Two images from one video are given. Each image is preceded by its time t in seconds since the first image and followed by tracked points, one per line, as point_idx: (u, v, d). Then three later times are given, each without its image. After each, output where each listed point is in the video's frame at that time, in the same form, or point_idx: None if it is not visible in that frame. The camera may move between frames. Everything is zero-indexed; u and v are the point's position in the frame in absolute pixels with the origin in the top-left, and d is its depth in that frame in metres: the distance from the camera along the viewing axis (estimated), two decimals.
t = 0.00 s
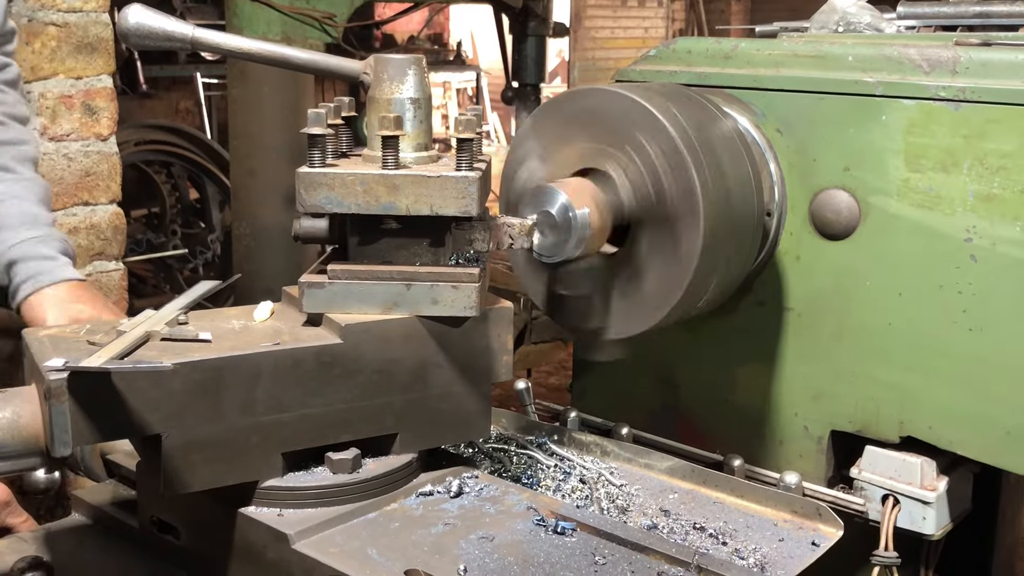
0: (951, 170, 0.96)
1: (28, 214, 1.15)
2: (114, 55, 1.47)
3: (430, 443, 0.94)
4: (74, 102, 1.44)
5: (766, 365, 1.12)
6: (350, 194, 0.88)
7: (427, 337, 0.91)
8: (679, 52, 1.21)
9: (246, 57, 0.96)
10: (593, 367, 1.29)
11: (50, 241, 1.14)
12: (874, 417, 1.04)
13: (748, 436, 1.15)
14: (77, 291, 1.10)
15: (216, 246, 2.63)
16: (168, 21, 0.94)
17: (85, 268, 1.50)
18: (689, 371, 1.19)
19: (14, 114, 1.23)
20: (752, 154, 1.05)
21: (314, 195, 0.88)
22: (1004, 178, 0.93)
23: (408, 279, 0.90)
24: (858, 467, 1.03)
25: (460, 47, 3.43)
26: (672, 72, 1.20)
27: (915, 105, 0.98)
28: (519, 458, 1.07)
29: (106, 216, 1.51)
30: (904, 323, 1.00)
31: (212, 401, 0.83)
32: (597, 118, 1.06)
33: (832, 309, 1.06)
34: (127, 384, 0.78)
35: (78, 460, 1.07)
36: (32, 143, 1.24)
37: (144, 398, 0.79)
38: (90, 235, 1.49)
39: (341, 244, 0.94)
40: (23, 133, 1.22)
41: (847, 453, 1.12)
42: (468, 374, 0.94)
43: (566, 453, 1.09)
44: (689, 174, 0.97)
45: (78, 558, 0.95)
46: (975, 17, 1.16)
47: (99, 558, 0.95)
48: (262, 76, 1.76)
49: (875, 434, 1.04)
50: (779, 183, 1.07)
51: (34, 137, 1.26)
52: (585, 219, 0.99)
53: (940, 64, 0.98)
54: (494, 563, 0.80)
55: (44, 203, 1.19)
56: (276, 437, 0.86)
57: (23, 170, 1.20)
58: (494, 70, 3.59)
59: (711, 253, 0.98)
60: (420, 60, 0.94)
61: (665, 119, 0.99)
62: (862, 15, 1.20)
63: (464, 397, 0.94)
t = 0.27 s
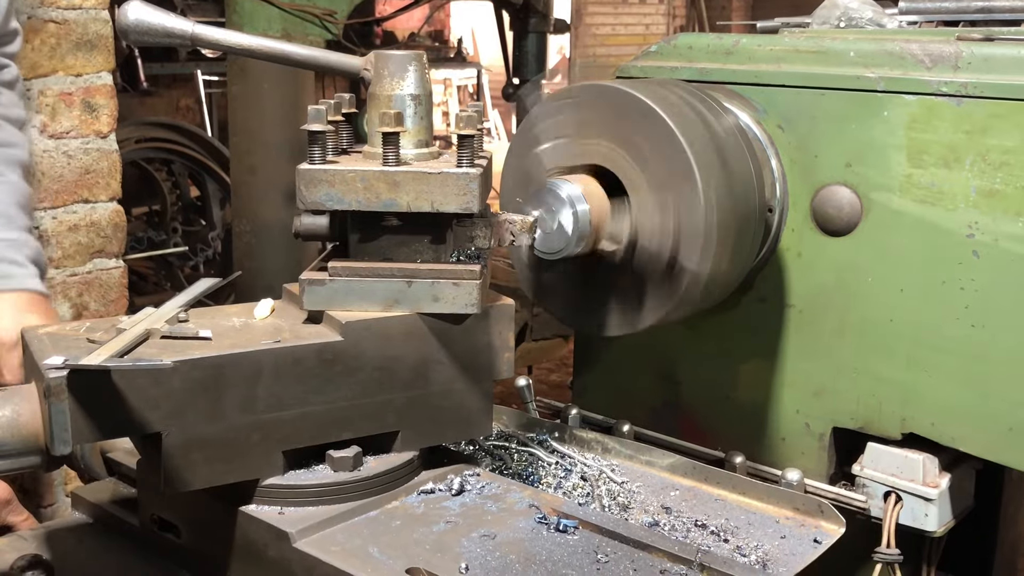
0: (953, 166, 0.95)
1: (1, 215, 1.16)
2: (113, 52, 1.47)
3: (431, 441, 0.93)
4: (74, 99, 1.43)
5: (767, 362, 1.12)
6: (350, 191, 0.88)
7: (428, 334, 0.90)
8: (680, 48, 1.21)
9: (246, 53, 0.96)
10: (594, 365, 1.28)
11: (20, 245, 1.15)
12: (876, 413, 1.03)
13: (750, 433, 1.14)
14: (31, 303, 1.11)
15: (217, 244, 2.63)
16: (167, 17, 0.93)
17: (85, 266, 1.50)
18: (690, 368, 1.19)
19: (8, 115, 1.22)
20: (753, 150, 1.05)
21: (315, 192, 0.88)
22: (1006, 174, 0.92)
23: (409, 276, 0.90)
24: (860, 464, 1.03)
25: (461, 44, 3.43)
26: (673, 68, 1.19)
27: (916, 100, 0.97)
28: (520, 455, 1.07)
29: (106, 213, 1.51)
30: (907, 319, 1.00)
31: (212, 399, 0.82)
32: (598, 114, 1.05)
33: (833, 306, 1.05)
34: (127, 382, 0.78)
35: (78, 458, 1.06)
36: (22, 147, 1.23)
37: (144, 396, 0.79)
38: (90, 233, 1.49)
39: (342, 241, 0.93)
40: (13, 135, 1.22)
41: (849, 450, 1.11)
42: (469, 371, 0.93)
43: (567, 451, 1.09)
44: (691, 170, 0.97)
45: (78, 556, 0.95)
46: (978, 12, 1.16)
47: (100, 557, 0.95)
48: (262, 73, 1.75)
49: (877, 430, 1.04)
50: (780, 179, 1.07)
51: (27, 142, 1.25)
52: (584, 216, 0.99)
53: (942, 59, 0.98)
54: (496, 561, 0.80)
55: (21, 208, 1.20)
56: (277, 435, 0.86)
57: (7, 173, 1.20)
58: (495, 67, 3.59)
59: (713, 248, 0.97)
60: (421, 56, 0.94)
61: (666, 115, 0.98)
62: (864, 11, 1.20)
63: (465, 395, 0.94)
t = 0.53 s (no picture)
0: (957, 163, 0.95)
1: None
2: (113, 51, 1.46)
3: (433, 441, 0.93)
4: (74, 98, 1.43)
5: (770, 361, 1.11)
6: (352, 191, 0.87)
7: (430, 334, 0.90)
8: (682, 45, 1.20)
9: (246, 52, 0.96)
10: (596, 364, 1.28)
11: None
12: (879, 413, 1.03)
13: (753, 433, 1.14)
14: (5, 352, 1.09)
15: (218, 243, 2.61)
16: (167, 16, 0.93)
17: (86, 266, 1.50)
18: (692, 367, 1.18)
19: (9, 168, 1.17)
20: (755, 148, 1.04)
21: (315, 192, 0.87)
22: (1011, 171, 0.92)
23: (410, 276, 0.89)
24: (863, 464, 1.03)
25: (463, 43, 3.42)
26: (675, 65, 1.19)
27: (920, 98, 0.97)
28: (522, 455, 1.06)
29: (107, 213, 1.50)
30: (910, 317, 0.99)
31: (213, 400, 0.82)
32: (598, 112, 1.05)
33: (836, 304, 1.05)
34: (127, 383, 0.78)
35: (78, 459, 1.02)
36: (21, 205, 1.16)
37: (144, 398, 0.79)
38: (91, 232, 1.49)
39: (344, 240, 0.93)
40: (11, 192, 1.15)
41: (852, 449, 1.11)
42: (472, 372, 0.93)
43: (570, 450, 1.08)
44: (692, 170, 0.96)
45: (79, 558, 0.94)
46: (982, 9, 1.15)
47: (101, 559, 0.94)
48: (263, 71, 1.75)
49: (880, 430, 1.03)
50: (783, 177, 1.06)
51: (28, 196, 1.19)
52: (585, 215, 1.00)
53: (946, 57, 0.97)
54: (498, 564, 0.79)
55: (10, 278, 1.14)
56: (278, 437, 0.86)
57: None
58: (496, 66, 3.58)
59: (714, 246, 0.97)
60: (422, 55, 0.93)
61: (667, 112, 0.98)
62: (868, 8, 1.19)
63: (468, 395, 0.94)
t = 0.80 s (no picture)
0: (958, 162, 0.94)
1: None
2: (111, 52, 1.46)
3: (431, 444, 0.92)
4: (72, 99, 1.43)
5: (770, 360, 1.10)
6: (349, 191, 0.87)
7: (428, 336, 0.89)
8: (681, 44, 1.19)
9: (242, 52, 0.95)
10: (595, 364, 1.27)
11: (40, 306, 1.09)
12: (880, 413, 1.02)
13: (753, 433, 1.13)
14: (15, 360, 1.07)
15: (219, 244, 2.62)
16: (163, 16, 0.92)
17: (84, 267, 1.49)
18: (692, 367, 1.17)
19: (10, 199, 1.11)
20: (755, 147, 1.03)
21: (312, 193, 0.87)
22: (1012, 170, 0.91)
23: (408, 277, 0.89)
24: (864, 464, 1.02)
25: (463, 42, 3.41)
26: (674, 64, 1.18)
27: (920, 96, 0.96)
28: (521, 457, 1.06)
29: (105, 214, 1.50)
30: (911, 317, 0.98)
31: (209, 403, 0.81)
32: (597, 111, 1.04)
33: (836, 303, 1.04)
34: (123, 386, 0.77)
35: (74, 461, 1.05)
36: (50, 233, 1.13)
37: (140, 400, 0.78)
38: (89, 234, 1.48)
39: (341, 241, 0.92)
40: (40, 222, 1.12)
41: (853, 450, 1.10)
42: (470, 374, 0.92)
43: (569, 452, 1.08)
44: (691, 169, 0.95)
45: (76, 562, 0.94)
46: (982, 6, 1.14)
47: (99, 561, 0.94)
48: (262, 71, 1.74)
49: (881, 430, 1.02)
50: (782, 176, 1.06)
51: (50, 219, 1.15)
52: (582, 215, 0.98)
53: (946, 54, 0.96)
54: (497, 567, 0.79)
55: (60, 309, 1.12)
56: (276, 440, 0.85)
57: (42, 270, 1.11)
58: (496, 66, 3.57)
59: (712, 246, 0.96)
60: (419, 54, 0.93)
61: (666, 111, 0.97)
62: (867, 5, 1.19)
63: (467, 397, 0.93)
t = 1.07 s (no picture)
0: (958, 162, 0.94)
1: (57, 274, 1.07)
2: (110, 53, 1.46)
3: (430, 446, 0.92)
4: (70, 101, 1.42)
5: (770, 362, 1.10)
6: (346, 192, 0.86)
7: (427, 338, 0.89)
8: (680, 44, 1.19)
9: (239, 52, 0.95)
10: (594, 365, 1.27)
11: (97, 292, 1.07)
12: (880, 414, 1.02)
13: (753, 435, 1.13)
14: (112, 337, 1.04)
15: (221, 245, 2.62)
16: (159, 16, 0.92)
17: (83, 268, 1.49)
18: (692, 369, 1.17)
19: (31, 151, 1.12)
20: (754, 148, 1.03)
21: (310, 194, 0.87)
22: (1012, 170, 0.90)
23: (406, 279, 0.88)
24: (865, 466, 1.01)
25: (464, 43, 3.41)
26: (673, 64, 1.17)
27: (920, 96, 0.95)
28: (520, 459, 1.05)
29: (104, 215, 1.50)
30: (912, 318, 0.98)
31: (205, 406, 0.81)
32: (596, 113, 1.04)
33: (837, 305, 1.04)
34: (118, 388, 0.77)
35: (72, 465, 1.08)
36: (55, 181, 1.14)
37: (136, 403, 0.78)
38: (88, 235, 1.48)
39: (339, 243, 0.92)
40: (47, 174, 1.13)
41: (853, 451, 1.10)
42: (469, 376, 0.92)
43: (568, 453, 1.07)
44: (691, 171, 0.95)
45: (72, 565, 0.94)
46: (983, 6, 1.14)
47: (95, 565, 0.94)
48: (261, 73, 1.74)
49: (882, 432, 1.02)
50: (782, 176, 1.05)
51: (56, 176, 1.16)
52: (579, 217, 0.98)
53: (946, 54, 0.96)
54: (495, 571, 0.78)
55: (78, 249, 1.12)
56: (272, 443, 0.85)
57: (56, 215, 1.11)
58: (498, 67, 3.57)
59: (712, 246, 0.96)
60: (417, 55, 0.92)
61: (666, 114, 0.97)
62: (867, 5, 1.18)
63: (466, 399, 0.93)
